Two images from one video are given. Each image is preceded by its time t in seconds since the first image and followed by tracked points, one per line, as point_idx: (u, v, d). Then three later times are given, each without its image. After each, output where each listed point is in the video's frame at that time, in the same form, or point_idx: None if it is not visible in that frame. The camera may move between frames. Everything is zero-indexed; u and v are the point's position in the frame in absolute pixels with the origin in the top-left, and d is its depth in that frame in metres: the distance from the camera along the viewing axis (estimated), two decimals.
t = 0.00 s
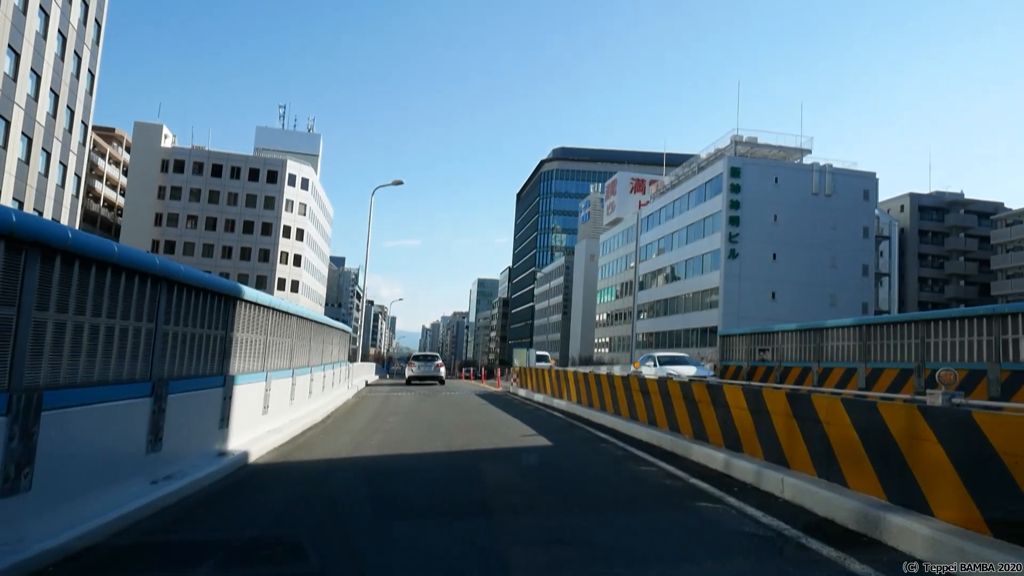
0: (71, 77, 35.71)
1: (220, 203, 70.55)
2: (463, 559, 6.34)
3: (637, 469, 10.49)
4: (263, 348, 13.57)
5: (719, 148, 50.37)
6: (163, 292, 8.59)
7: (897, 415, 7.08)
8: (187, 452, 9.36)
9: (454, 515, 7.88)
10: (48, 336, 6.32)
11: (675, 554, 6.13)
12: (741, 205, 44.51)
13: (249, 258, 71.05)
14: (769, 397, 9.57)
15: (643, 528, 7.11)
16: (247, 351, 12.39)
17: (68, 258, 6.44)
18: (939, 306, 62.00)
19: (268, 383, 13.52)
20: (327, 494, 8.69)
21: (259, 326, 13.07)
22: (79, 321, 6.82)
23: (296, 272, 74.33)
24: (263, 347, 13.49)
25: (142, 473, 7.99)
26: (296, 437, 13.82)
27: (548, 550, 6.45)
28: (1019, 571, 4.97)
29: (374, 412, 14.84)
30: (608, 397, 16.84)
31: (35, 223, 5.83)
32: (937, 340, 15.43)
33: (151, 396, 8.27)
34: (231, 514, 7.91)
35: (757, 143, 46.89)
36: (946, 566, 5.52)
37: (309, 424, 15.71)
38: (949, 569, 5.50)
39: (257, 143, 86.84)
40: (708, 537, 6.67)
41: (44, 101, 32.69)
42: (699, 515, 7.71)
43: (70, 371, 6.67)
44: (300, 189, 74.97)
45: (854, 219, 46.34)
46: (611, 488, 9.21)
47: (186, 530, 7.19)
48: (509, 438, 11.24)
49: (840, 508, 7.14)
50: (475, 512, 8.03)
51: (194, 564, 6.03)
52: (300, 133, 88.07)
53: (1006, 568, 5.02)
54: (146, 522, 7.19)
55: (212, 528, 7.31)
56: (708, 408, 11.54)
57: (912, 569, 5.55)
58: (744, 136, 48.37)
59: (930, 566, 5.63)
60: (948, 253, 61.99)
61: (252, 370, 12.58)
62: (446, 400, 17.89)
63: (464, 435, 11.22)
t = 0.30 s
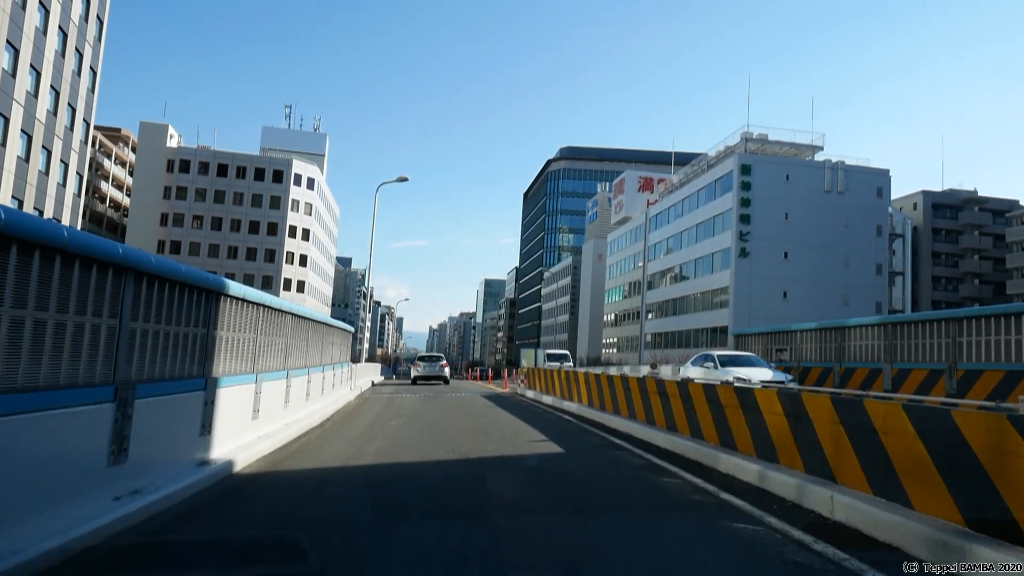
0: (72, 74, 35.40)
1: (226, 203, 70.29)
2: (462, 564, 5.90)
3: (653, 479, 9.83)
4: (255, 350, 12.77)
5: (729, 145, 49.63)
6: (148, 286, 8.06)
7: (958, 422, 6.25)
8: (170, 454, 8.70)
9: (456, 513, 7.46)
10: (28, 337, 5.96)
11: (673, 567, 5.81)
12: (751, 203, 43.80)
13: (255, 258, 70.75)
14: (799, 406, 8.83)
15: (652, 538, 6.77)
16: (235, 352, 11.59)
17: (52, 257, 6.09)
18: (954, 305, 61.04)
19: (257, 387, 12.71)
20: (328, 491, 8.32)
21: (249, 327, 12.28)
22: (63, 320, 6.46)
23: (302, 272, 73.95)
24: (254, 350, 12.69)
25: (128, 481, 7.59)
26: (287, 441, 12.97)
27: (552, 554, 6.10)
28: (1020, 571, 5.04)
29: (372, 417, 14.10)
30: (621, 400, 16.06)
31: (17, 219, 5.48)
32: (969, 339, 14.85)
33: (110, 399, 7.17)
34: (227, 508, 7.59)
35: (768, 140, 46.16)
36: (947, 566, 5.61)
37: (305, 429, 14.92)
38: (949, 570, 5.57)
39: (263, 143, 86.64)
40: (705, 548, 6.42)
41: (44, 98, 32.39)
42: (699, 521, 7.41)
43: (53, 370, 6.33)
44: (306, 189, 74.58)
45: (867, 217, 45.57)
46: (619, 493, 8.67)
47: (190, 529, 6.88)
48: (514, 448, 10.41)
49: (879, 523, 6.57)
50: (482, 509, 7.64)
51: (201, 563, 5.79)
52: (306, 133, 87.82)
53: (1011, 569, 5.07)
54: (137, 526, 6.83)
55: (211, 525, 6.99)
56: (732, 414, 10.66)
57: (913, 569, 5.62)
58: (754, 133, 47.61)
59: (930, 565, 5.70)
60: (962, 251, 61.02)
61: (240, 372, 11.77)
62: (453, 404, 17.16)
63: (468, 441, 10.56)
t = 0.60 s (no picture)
0: (72, 71, 35.06)
1: (231, 203, 70.02)
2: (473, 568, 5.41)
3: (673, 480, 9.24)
4: (267, 349, 12.15)
5: (739, 142, 48.90)
6: (170, 285, 7.54)
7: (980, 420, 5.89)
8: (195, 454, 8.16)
9: (454, 512, 7.02)
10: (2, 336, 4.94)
11: (671, 564, 5.51)
12: (762, 200, 43.11)
13: (260, 259, 70.40)
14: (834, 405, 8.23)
15: (656, 534, 6.42)
16: (251, 352, 10.98)
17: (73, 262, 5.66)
18: (968, 304, 60.14)
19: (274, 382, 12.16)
20: (328, 489, 7.85)
21: (262, 326, 11.68)
22: (91, 325, 6.06)
23: (307, 272, 73.55)
24: (267, 348, 12.07)
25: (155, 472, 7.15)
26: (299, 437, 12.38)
27: (588, 559, 5.61)
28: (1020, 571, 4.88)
29: (376, 420, 13.45)
30: (634, 401, 15.38)
31: (32, 224, 5.07)
32: (1008, 337, 14.17)
33: (63, 406, 5.55)
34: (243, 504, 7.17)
35: (778, 135, 45.40)
36: (948, 566, 5.41)
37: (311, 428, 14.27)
38: (950, 570, 5.36)
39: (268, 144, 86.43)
40: (698, 542, 6.16)
41: (44, 95, 32.09)
42: (696, 516, 7.13)
43: (55, 374, 5.57)
44: (311, 189, 74.16)
45: (880, 213, 44.80)
46: (618, 491, 8.11)
47: (199, 527, 6.38)
48: (531, 455, 9.70)
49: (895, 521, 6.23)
50: (485, 510, 7.12)
51: (201, 563, 5.29)
52: (311, 133, 87.53)
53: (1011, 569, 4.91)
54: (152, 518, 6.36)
55: (221, 525, 6.48)
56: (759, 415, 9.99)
57: (912, 569, 5.42)
58: (765, 128, 46.85)
59: (931, 566, 5.50)
60: (976, 248, 60.11)
61: (257, 370, 11.20)
62: (460, 407, 16.49)
63: (474, 446, 9.96)
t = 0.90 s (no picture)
0: (73, 69, 34.74)
1: (236, 203, 69.71)
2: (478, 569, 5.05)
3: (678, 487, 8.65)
4: (262, 350, 11.45)
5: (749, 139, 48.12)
6: (172, 287, 7.07)
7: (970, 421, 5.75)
8: (193, 451, 7.68)
9: (450, 511, 6.56)
10: None
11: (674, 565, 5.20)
12: (773, 197, 42.36)
13: (266, 259, 69.99)
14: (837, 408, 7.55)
15: (649, 535, 6.05)
16: (248, 351, 10.33)
17: (63, 258, 5.22)
18: (983, 302, 59.14)
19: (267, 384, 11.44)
20: (332, 491, 7.17)
21: (258, 325, 11.01)
22: (28, 320, 4.94)
23: (313, 273, 73.08)
24: (262, 348, 11.38)
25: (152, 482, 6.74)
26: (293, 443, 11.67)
27: (604, 563, 5.19)
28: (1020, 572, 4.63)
29: (374, 425, 12.77)
30: (645, 403, 14.69)
31: None
32: None
33: None
34: (253, 501, 6.83)
35: (789, 131, 44.54)
36: (948, 567, 5.15)
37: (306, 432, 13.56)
38: (950, 570, 5.09)
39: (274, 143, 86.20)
40: (696, 542, 5.85)
41: (43, 93, 31.78)
42: (693, 517, 6.72)
43: None
44: (317, 188, 73.70)
45: (894, 210, 43.98)
46: (619, 491, 7.70)
47: (198, 530, 5.91)
48: (537, 463, 8.84)
49: (900, 523, 5.84)
50: (494, 516, 6.48)
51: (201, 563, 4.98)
52: (317, 133, 87.21)
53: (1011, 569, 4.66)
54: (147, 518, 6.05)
55: (222, 525, 6.08)
56: (762, 415, 9.23)
57: (911, 569, 5.14)
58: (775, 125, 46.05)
59: (931, 566, 5.21)
60: (991, 246, 59.12)
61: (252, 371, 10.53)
62: (466, 410, 15.80)
63: (478, 453, 9.30)
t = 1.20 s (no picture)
0: (72, 65, 34.40)
1: (242, 203, 69.42)
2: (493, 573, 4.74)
3: (706, 501, 7.98)
4: (251, 350, 10.72)
5: (759, 135, 47.38)
6: (155, 278, 6.51)
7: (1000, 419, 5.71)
8: (179, 458, 7.06)
9: (456, 512, 6.20)
10: None
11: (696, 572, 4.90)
12: (784, 194, 41.64)
13: (271, 259, 69.61)
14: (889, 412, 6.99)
15: (661, 539, 5.82)
16: (236, 352, 9.64)
17: (63, 256, 5.05)
18: (998, 301, 58.20)
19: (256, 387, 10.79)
20: (320, 505, 6.22)
21: (249, 324, 10.36)
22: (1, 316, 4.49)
23: (319, 273, 72.56)
24: (252, 348, 10.71)
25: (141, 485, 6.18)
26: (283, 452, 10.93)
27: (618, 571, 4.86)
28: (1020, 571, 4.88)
29: (374, 431, 12.00)
30: (665, 407, 13.92)
31: None
32: None
33: None
34: (232, 516, 5.91)
35: (800, 127, 43.79)
36: (948, 566, 5.39)
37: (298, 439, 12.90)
38: (951, 570, 5.31)
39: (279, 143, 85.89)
40: (700, 550, 5.64)
41: (42, 89, 31.40)
42: (692, 522, 6.56)
43: None
44: (322, 188, 73.23)
45: (908, 208, 43.16)
46: (637, 498, 7.32)
47: (208, 524, 5.66)
48: (550, 474, 8.01)
49: (941, 537, 5.61)
50: (502, 535, 5.59)
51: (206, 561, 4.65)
52: (322, 133, 86.84)
53: (1012, 569, 4.91)
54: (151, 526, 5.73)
55: (234, 519, 5.81)
56: (802, 423, 8.64)
57: (912, 568, 5.31)
58: (786, 121, 45.33)
59: (930, 565, 5.42)
60: (1006, 244, 58.18)
61: (240, 373, 9.83)
62: (473, 414, 15.07)
63: (482, 465, 8.51)
